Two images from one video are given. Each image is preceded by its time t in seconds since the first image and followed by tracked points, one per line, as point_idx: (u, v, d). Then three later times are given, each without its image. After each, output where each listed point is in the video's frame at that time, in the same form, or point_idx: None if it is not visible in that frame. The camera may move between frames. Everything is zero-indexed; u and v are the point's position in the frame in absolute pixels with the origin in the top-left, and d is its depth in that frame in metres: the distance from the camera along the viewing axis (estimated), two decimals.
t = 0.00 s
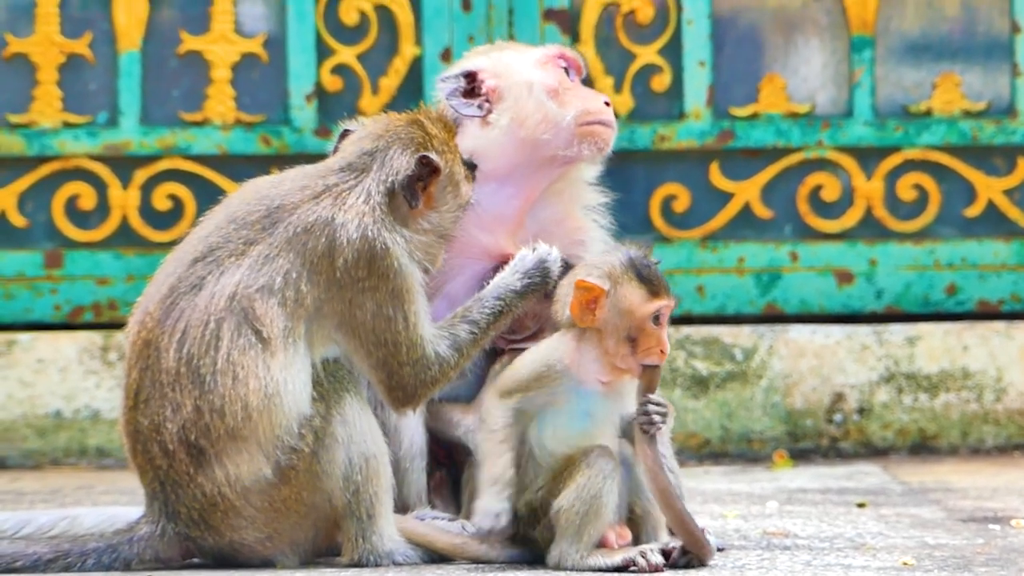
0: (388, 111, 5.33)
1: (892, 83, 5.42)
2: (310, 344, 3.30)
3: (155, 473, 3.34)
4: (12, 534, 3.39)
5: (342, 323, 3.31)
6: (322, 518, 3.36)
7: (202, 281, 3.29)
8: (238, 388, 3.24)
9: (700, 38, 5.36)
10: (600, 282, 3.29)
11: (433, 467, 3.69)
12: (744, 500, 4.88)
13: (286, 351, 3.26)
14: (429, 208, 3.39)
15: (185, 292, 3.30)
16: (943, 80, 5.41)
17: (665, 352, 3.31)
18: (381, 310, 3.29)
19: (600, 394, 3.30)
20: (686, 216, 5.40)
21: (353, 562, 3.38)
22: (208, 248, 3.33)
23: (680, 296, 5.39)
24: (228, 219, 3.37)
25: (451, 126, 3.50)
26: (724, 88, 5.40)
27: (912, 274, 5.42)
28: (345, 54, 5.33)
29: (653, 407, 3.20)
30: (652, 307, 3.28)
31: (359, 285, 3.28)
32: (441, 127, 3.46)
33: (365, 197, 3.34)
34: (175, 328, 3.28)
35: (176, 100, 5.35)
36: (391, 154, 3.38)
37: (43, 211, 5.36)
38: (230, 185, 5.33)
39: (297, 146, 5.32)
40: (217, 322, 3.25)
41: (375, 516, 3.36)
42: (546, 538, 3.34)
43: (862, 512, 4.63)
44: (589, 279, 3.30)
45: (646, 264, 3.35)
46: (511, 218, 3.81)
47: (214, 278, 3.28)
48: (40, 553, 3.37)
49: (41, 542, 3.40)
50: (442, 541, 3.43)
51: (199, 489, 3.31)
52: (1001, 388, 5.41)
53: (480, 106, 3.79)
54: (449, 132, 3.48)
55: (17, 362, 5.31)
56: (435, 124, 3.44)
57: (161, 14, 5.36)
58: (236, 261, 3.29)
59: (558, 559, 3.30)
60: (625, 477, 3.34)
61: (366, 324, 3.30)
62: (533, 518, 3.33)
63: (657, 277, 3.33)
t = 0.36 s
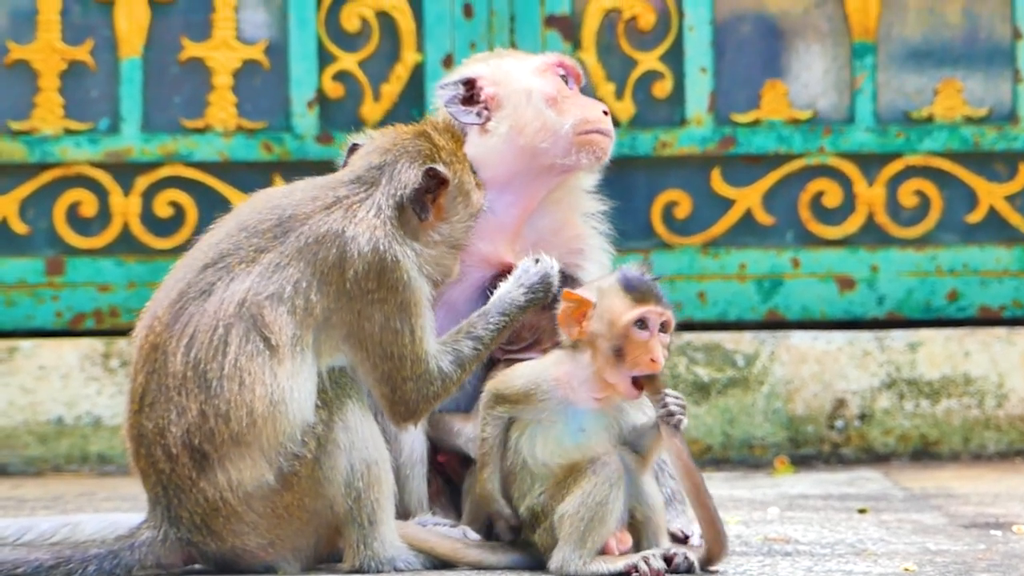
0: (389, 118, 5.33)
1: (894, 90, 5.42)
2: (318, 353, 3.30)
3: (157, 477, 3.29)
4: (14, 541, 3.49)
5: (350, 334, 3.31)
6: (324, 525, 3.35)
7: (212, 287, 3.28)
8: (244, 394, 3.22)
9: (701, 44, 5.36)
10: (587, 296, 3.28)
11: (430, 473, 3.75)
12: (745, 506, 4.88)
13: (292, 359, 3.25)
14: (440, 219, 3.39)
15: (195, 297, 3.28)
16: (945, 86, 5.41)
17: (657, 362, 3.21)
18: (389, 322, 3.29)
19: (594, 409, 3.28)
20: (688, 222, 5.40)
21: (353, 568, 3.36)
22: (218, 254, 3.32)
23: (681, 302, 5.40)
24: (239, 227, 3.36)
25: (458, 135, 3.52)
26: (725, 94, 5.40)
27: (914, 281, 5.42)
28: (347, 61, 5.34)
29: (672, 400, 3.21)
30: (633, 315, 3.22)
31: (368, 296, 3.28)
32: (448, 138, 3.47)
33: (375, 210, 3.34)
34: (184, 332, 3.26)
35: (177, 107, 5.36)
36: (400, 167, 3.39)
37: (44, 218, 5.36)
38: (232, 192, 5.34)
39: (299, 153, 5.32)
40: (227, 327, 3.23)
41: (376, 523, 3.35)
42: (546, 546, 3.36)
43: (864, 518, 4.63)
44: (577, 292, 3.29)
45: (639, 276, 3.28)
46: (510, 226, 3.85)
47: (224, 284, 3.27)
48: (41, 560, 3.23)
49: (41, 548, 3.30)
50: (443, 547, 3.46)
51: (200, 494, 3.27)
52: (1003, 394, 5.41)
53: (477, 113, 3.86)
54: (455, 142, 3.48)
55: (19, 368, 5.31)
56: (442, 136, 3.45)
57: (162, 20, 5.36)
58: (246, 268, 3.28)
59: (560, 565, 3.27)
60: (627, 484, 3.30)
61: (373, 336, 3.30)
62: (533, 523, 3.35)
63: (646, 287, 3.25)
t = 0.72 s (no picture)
0: (390, 121, 5.34)
1: (895, 93, 5.42)
2: (348, 359, 3.26)
3: (170, 464, 3.27)
4: (14, 545, 3.48)
5: (378, 345, 3.30)
6: (328, 526, 3.30)
7: (252, 281, 3.28)
8: (274, 383, 3.19)
9: (703, 48, 5.35)
10: (555, 295, 3.32)
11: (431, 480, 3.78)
12: (746, 510, 4.87)
13: (327, 358, 3.21)
14: (470, 252, 3.43)
15: (235, 290, 3.29)
16: (946, 89, 5.41)
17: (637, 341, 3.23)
18: (417, 339, 3.30)
19: (583, 413, 3.31)
20: (689, 226, 5.40)
21: (353, 571, 3.33)
22: (261, 253, 3.34)
23: (682, 306, 5.40)
24: (283, 231, 3.39)
25: (467, 158, 3.53)
26: (726, 98, 5.40)
27: (915, 284, 5.42)
28: (348, 64, 5.34)
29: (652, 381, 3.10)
30: (604, 302, 3.26)
31: (401, 311, 3.29)
32: (458, 169, 3.49)
33: (417, 232, 3.36)
34: (220, 320, 3.25)
35: (178, 111, 5.36)
36: (434, 199, 3.42)
37: (45, 221, 5.36)
38: (232, 196, 5.35)
39: (300, 156, 5.32)
40: (265, 317, 3.22)
41: (377, 527, 3.30)
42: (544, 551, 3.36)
43: (865, 522, 4.63)
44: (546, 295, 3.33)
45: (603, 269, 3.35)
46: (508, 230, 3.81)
47: (266, 280, 3.27)
48: (45, 562, 3.13)
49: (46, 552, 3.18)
50: (444, 549, 3.47)
51: (211, 484, 3.25)
52: (1004, 398, 5.41)
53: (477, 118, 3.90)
54: (466, 169, 3.50)
55: (20, 372, 5.31)
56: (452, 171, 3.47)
57: (163, 24, 5.37)
58: (289, 268, 3.29)
59: (561, 568, 3.25)
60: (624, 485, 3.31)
61: (398, 351, 3.30)
62: (531, 528, 3.37)
63: (610, 277, 3.31)
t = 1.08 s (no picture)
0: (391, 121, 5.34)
1: (896, 92, 5.42)
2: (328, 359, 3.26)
3: (164, 476, 3.29)
4: (18, 546, 3.49)
5: (358, 337, 3.29)
6: (328, 528, 3.31)
7: (225, 288, 3.27)
8: (256, 395, 3.19)
9: (704, 48, 5.35)
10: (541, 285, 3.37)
11: (434, 481, 3.77)
12: (749, 509, 4.87)
13: (305, 361, 3.21)
14: (440, 209, 3.39)
15: (208, 298, 3.27)
16: (947, 89, 5.41)
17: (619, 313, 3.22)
18: (396, 328, 3.29)
19: (589, 407, 3.29)
20: (691, 226, 5.40)
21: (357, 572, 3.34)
22: (230, 258, 3.32)
23: (684, 306, 5.40)
24: (251, 232, 3.36)
25: (450, 124, 3.50)
26: (727, 98, 5.40)
27: (916, 284, 5.42)
28: (349, 65, 5.34)
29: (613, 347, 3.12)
30: (583, 282, 3.28)
31: (378, 302, 3.27)
32: (437, 125, 3.47)
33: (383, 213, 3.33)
34: (197, 332, 3.24)
35: (179, 112, 5.35)
36: (395, 161, 3.38)
37: (47, 222, 5.36)
38: (233, 197, 5.34)
39: (301, 157, 5.32)
40: (239, 327, 3.21)
41: (380, 528, 3.31)
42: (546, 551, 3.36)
43: (867, 521, 4.63)
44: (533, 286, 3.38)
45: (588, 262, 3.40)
46: (512, 233, 3.85)
47: (237, 285, 3.25)
48: (46, 565, 3.21)
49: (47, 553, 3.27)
50: (448, 549, 3.47)
51: (206, 495, 3.26)
52: (1006, 397, 5.41)
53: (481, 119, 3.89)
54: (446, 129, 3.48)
55: (22, 373, 5.31)
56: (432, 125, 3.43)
57: (165, 25, 5.36)
58: (259, 270, 3.27)
59: (564, 568, 3.27)
60: (627, 486, 3.32)
61: (381, 343, 3.29)
62: (533, 528, 3.37)
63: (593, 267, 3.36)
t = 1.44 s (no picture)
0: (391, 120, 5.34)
1: (897, 91, 5.42)
2: (319, 354, 3.28)
3: (163, 478, 3.28)
4: (18, 543, 3.50)
5: (348, 331, 3.31)
6: (328, 526, 3.33)
7: (213, 287, 3.27)
8: (250, 393, 3.20)
9: (705, 46, 5.36)
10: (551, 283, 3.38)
11: (435, 479, 3.77)
12: (749, 507, 4.87)
13: (296, 357, 3.23)
14: (429, 199, 3.42)
15: (196, 298, 3.28)
16: (948, 87, 5.41)
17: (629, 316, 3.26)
18: (386, 321, 3.30)
19: (590, 405, 3.31)
20: (692, 223, 5.40)
21: (359, 570, 3.36)
22: (217, 256, 3.32)
23: (685, 303, 5.41)
24: (237, 230, 3.37)
25: (439, 115, 3.53)
26: (728, 96, 5.40)
27: (918, 282, 5.42)
28: (350, 63, 5.33)
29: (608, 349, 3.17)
30: (595, 283, 3.32)
31: (366, 294, 3.29)
32: (428, 117, 3.49)
33: (368, 205, 3.35)
34: (187, 332, 3.24)
35: (180, 110, 5.36)
36: (382, 151, 3.41)
37: (48, 220, 5.37)
38: (234, 194, 5.34)
39: (303, 155, 5.33)
40: (229, 326, 3.22)
41: (380, 525, 3.34)
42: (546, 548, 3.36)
43: (868, 519, 4.62)
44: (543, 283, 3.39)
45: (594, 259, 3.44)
46: (510, 232, 3.86)
47: (226, 284, 3.26)
48: (46, 563, 3.23)
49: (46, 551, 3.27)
50: (448, 546, 3.47)
51: (205, 495, 3.26)
52: (1007, 395, 5.41)
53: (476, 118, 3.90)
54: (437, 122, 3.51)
55: (23, 371, 5.31)
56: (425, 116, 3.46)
57: (166, 23, 5.36)
58: (246, 267, 3.28)
59: (564, 566, 3.26)
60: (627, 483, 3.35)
61: (371, 336, 3.31)
62: (533, 526, 3.38)
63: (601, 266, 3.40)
